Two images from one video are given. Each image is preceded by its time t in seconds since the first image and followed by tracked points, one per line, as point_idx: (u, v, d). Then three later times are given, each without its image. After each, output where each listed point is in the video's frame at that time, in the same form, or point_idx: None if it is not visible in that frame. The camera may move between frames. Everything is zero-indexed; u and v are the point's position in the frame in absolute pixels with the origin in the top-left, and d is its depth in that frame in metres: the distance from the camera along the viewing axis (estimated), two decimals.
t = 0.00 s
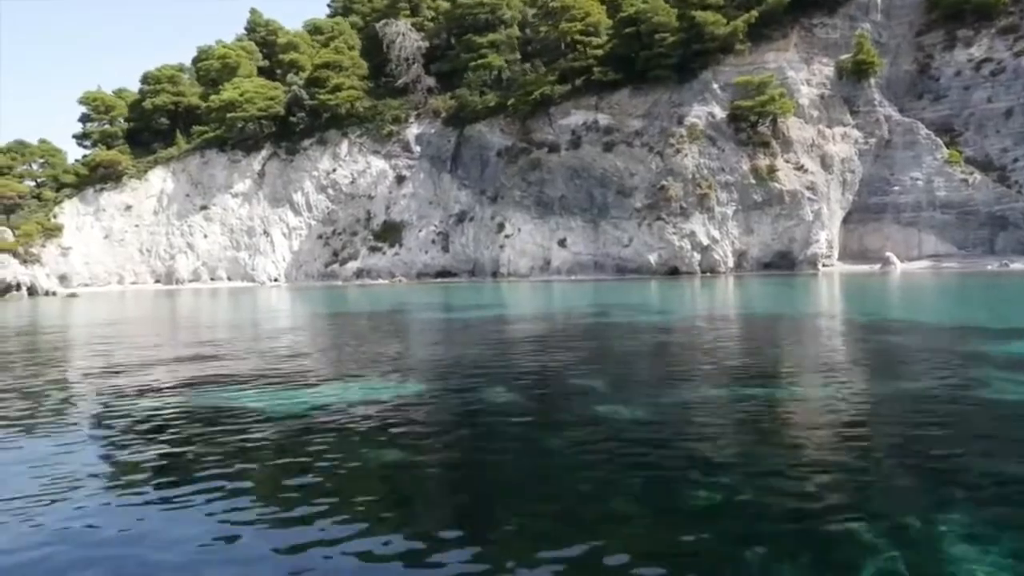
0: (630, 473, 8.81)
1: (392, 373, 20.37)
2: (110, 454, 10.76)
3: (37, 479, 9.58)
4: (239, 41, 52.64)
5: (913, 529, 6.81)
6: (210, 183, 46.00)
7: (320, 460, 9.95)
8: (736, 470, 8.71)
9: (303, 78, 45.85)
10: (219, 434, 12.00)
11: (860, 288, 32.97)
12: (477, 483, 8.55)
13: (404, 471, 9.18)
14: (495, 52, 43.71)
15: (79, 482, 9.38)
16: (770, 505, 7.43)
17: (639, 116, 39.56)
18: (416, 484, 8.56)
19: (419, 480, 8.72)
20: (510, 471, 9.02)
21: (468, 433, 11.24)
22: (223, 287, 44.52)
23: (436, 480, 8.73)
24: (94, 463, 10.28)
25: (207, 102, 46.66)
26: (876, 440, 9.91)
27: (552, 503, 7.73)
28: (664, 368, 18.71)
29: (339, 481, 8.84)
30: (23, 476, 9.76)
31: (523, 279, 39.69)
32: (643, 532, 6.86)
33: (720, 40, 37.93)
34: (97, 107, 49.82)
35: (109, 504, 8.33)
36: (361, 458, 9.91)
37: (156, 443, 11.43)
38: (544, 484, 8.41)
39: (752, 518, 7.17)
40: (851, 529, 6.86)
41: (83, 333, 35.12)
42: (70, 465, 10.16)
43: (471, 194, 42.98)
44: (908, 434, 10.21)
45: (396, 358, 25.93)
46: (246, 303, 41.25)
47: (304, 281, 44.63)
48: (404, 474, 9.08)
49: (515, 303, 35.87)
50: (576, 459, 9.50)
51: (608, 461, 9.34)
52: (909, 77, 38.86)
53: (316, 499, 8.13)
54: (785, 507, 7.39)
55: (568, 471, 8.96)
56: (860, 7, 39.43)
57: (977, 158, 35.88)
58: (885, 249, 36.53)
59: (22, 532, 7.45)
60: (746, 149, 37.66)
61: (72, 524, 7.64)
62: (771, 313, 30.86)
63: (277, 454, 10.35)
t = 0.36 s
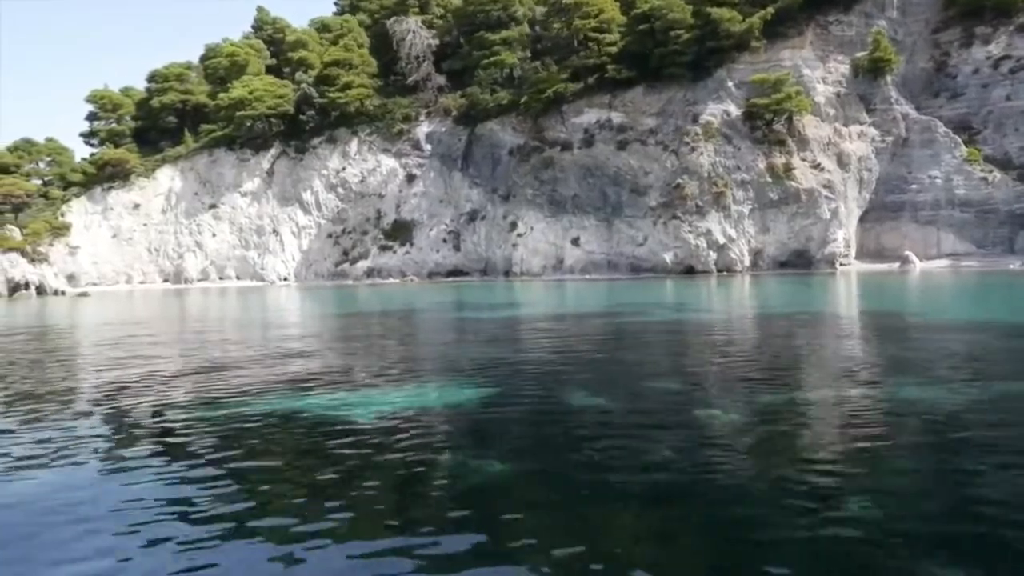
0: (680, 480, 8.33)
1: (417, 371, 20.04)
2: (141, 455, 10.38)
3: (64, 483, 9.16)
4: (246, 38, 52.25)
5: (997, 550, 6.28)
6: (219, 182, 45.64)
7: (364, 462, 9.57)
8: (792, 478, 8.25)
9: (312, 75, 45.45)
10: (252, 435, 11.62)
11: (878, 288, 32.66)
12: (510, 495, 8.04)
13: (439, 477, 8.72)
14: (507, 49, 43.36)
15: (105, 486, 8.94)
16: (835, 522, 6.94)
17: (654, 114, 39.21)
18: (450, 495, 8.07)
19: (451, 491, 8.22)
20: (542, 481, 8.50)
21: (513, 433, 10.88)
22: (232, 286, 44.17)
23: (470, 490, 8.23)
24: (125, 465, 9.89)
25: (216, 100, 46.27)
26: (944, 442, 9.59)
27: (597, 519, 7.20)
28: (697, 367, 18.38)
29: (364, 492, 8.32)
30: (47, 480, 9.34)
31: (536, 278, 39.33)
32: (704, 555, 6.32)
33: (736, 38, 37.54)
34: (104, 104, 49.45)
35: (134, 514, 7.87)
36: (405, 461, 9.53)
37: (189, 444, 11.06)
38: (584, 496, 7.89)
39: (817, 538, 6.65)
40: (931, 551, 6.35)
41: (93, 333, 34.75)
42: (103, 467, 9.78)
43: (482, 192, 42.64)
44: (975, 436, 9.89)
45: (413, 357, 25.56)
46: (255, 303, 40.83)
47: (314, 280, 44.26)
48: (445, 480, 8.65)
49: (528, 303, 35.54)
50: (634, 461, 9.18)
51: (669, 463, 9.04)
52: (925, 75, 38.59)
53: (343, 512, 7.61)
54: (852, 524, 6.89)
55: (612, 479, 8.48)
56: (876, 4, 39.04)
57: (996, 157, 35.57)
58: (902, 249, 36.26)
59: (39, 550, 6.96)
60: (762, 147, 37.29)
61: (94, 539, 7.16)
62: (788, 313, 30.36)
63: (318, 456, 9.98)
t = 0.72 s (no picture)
0: (715, 482, 7.86)
1: (440, 368, 19.69)
2: (178, 452, 10.04)
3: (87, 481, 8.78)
4: (254, 36, 51.90)
5: None
6: (227, 180, 45.28)
7: (407, 458, 9.20)
8: (833, 476, 7.79)
9: (321, 73, 45.07)
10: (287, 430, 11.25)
11: (896, 286, 32.32)
12: (528, 496, 7.53)
13: (479, 474, 8.35)
14: (519, 47, 43.05)
15: (121, 484, 8.54)
16: (896, 521, 6.47)
17: (667, 112, 38.87)
18: (491, 492, 7.69)
19: (470, 492, 7.74)
20: (561, 482, 8.00)
21: (562, 430, 10.53)
22: (241, 285, 43.82)
23: (489, 490, 7.75)
24: (158, 462, 9.54)
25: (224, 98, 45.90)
26: (1013, 441, 9.23)
27: (625, 522, 6.69)
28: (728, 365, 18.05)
29: (375, 493, 7.82)
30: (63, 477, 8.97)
31: (549, 277, 38.96)
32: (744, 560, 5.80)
33: (751, 34, 37.17)
34: (112, 102, 49.12)
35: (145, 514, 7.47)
36: (447, 457, 9.17)
37: (225, 439, 10.71)
38: (608, 499, 7.40)
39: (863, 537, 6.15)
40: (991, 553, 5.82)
41: (102, 333, 34.33)
42: (138, 464, 9.43)
43: (494, 190, 42.30)
44: None
45: (431, 356, 25.20)
46: (263, 303, 40.37)
47: (324, 280, 43.90)
48: (484, 479, 8.24)
49: (541, 301, 35.21)
50: (691, 457, 8.84)
51: (727, 458, 8.70)
52: (943, 72, 38.29)
53: (352, 515, 7.13)
54: (900, 524, 6.39)
55: (640, 479, 8.01)
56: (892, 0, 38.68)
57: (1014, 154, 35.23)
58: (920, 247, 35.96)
59: (37, 553, 6.57)
60: (778, 145, 36.95)
61: (100, 543, 6.78)
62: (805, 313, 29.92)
63: (361, 452, 9.63)
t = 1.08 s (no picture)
0: (750, 485, 7.52)
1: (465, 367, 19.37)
2: (217, 450, 9.71)
3: (120, 478, 8.47)
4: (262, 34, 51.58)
5: None
6: (236, 178, 44.94)
7: (457, 457, 8.89)
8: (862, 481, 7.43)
9: (331, 71, 44.71)
10: (332, 428, 10.97)
11: (914, 284, 32.01)
12: (541, 498, 7.18)
13: (536, 473, 8.07)
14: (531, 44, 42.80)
15: (127, 485, 8.23)
16: (984, 525, 6.21)
17: (681, 109, 38.56)
18: (551, 492, 7.41)
19: (483, 494, 7.39)
20: (577, 484, 7.65)
21: (613, 427, 10.22)
22: (249, 284, 43.48)
23: (501, 493, 7.39)
24: (197, 460, 9.22)
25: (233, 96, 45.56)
26: None
27: (643, 527, 6.35)
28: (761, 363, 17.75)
29: (383, 496, 7.48)
30: (70, 477, 8.67)
31: (561, 276, 38.59)
32: (770, 569, 5.46)
33: (766, 32, 36.86)
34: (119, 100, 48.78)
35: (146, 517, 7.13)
36: (481, 458, 8.85)
37: (265, 437, 10.38)
38: (670, 498, 7.13)
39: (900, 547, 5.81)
40: None
41: (111, 332, 33.89)
42: (184, 462, 9.13)
43: (505, 189, 42.00)
44: None
45: (450, 355, 24.84)
46: (272, 303, 39.90)
47: (333, 279, 43.55)
48: (540, 477, 7.95)
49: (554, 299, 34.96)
50: (756, 456, 8.53)
51: (794, 457, 8.39)
52: (959, 69, 38.00)
53: (407, 513, 6.88)
54: (993, 528, 6.12)
55: (692, 478, 7.70)
56: None
57: None
58: (937, 245, 35.71)
59: (28, 557, 6.25)
60: (794, 143, 36.63)
61: (131, 541, 6.49)
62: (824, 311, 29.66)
63: (409, 450, 9.30)
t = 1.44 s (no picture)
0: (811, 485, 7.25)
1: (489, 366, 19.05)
2: (256, 449, 9.40)
3: (159, 478, 8.19)
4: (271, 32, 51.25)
5: None
6: (245, 177, 44.62)
7: (507, 458, 8.58)
8: (887, 484, 7.15)
9: (341, 68, 44.35)
10: (379, 426, 10.68)
11: (932, 284, 31.69)
12: (550, 504, 6.92)
13: (586, 476, 7.78)
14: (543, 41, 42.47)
15: (165, 485, 7.94)
16: None
17: (695, 107, 38.24)
18: (603, 495, 7.14)
19: (492, 499, 7.12)
20: (588, 489, 7.38)
21: (664, 427, 9.91)
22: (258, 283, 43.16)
23: (513, 497, 7.13)
24: (238, 460, 8.92)
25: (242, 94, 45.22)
26: None
27: (705, 534, 6.09)
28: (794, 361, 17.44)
29: (417, 500, 7.18)
30: (105, 476, 8.38)
31: (574, 275, 38.24)
32: None
33: (782, 29, 36.53)
34: (127, 98, 48.46)
35: (145, 518, 6.91)
36: (526, 459, 8.55)
37: (303, 437, 10.05)
38: (729, 502, 6.87)
39: (924, 561, 5.53)
40: None
41: (120, 332, 33.50)
42: (228, 461, 8.83)
43: (517, 187, 41.69)
44: None
45: (468, 355, 24.50)
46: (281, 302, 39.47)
47: (343, 278, 43.20)
48: (593, 479, 7.67)
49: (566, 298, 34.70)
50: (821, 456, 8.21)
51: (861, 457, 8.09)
52: (976, 67, 37.67)
53: (456, 518, 6.61)
54: None
55: (756, 480, 7.42)
56: None
57: None
58: (955, 244, 35.45)
59: (55, 562, 5.98)
60: (810, 141, 36.30)
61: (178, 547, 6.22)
62: (844, 309, 29.47)
63: (457, 450, 8.99)
